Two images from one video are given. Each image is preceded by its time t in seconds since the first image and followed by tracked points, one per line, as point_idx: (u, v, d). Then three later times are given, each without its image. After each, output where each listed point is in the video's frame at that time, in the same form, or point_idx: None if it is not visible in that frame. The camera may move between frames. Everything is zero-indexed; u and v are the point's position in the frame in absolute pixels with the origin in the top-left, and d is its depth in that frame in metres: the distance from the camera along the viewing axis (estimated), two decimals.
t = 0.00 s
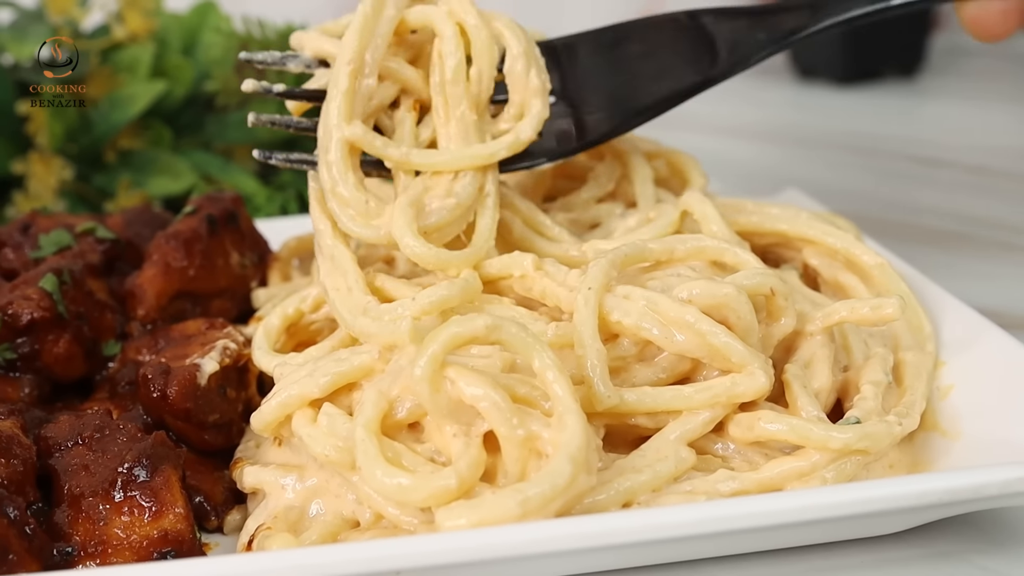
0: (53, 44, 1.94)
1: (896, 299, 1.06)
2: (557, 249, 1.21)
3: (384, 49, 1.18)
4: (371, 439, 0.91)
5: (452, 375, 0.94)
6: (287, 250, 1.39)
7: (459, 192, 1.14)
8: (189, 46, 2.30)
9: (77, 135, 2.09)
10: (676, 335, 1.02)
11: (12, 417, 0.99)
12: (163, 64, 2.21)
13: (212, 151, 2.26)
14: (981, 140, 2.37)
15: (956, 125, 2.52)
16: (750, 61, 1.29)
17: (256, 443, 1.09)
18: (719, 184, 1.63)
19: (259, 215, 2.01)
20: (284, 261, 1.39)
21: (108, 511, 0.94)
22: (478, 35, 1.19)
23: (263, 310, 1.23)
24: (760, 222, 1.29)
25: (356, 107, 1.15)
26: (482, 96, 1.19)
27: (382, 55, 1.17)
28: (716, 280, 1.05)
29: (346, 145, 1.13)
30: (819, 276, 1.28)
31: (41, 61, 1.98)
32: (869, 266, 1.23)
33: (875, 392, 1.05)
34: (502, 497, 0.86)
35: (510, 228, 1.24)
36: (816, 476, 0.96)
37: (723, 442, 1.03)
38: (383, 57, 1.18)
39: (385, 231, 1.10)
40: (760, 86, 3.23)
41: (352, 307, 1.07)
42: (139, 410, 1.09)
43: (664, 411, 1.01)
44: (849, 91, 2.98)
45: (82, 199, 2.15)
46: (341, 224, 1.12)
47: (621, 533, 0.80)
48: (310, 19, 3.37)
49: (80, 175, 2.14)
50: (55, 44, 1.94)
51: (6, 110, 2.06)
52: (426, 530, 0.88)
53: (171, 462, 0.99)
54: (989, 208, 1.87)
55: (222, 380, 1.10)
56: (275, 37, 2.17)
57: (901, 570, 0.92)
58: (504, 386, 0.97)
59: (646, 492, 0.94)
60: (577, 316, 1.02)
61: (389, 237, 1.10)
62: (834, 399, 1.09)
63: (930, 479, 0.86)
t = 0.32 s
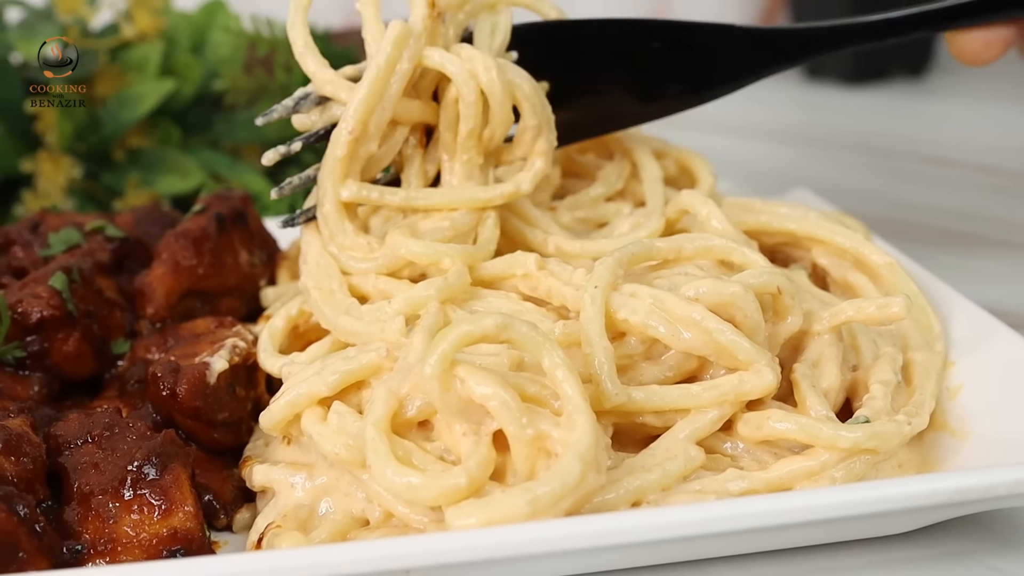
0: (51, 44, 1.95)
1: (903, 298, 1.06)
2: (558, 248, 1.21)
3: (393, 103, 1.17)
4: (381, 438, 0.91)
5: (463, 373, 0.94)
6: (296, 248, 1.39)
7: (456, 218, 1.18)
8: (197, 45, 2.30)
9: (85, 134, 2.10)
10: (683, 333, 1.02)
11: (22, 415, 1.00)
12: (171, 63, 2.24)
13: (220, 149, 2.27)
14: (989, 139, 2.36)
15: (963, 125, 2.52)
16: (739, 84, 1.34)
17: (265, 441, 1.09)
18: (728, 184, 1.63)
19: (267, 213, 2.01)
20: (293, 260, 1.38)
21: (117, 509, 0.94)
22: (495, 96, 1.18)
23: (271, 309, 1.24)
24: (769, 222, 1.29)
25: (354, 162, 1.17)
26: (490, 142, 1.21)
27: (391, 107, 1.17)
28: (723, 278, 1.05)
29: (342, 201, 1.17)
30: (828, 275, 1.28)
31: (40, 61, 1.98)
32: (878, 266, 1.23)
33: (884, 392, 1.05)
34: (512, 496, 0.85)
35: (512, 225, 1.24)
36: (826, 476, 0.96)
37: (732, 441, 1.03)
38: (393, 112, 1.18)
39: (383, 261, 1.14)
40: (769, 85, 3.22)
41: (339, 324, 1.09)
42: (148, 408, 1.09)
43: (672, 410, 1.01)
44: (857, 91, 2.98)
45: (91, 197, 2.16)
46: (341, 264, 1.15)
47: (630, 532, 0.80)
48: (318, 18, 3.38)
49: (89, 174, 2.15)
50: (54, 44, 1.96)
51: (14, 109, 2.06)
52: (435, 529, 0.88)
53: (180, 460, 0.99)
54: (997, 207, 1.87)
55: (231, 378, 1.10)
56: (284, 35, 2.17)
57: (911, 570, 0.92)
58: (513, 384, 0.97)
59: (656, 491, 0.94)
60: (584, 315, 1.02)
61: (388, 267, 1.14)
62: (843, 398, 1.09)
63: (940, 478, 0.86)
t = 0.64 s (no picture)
0: (51, 44, 2.02)
1: (903, 300, 1.06)
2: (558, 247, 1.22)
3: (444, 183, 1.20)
4: (387, 438, 0.91)
5: (468, 374, 0.94)
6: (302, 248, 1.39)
7: (469, 238, 1.22)
8: (202, 45, 2.32)
9: (91, 134, 2.10)
10: (689, 334, 1.02)
11: (28, 414, 1.00)
12: (176, 63, 2.25)
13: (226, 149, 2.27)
14: (996, 138, 2.36)
15: (970, 125, 2.52)
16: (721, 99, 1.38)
17: (270, 441, 1.09)
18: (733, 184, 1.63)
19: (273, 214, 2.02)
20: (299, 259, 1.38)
21: (123, 508, 0.94)
22: (553, 191, 1.25)
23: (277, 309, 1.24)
24: (774, 221, 1.29)
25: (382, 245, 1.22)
26: (520, 206, 1.29)
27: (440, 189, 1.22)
28: (729, 279, 1.05)
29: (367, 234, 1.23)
30: (834, 275, 1.28)
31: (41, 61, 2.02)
32: (884, 266, 1.23)
33: (890, 392, 1.05)
34: (517, 495, 0.85)
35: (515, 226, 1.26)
36: (832, 476, 0.96)
37: (737, 441, 1.03)
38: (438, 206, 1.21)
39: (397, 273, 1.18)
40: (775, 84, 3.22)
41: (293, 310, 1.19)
42: (154, 408, 1.09)
43: (678, 410, 1.01)
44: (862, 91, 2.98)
45: (96, 197, 2.16)
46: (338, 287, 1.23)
47: (634, 533, 0.80)
48: (322, 18, 3.38)
49: (95, 173, 2.16)
50: (54, 44, 2.03)
51: (20, 109, 2.07)
52: (441, 529, 0.88)
53: (186, 460, 0.99)
54: (1003, 207, 1.87)
55: (236, 378, 1.10)
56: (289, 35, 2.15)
57: (917, 570, 0.92)
58: (519, 385, 0.97)
59: (661, 491, 0.94)
60: (590, 316, 1.02)
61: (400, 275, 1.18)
62: (849, 398, 1.09)
63: (946, 478, 0.86)
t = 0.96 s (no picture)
0: (51, 44, 2.03)
1: (901, 304, 1.06)
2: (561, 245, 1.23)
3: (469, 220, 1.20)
4: (392, 437, 0.92)
5: (475, 375, 0.94)
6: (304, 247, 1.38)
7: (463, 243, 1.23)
8: (206, 46, 2.32)
9: (95, 134, 2.11)
10: (695, 334, 1.02)
11: (32, 414, 1.00)
12: (180, 64, 2.25)
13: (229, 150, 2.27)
14: (999, 139, 2.36)
15: (972, 125, 2.51)
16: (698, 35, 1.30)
17: (274, 441, 1.09)
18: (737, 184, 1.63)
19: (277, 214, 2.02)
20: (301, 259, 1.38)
21: (127, 509, 0.94)
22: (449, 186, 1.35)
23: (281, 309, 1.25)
24: (778, 222, 1.29)
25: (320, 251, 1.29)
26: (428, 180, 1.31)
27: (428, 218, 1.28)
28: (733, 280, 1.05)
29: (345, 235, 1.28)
30: (837, 276, 1.28)
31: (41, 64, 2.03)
32: (887, 266, 1.24)
33: (894, 392, 1.05)
34: (521, 495, 0.86)
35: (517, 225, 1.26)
36: (835, 476, 0.96)
37: (741, 441, 1.03)
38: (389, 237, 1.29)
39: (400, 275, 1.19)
40: (779, 84, 3.22)
41: (294, 313, 1.17)
42: (158, 408, 1.10)
43: (682, 411, 1.01)
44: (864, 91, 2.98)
45: (100, 198, 2.16)
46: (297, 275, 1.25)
47: (638, 533, 0.80)
48: (326, 18, 3.39)
49: (99, 174, 2.16)
50: (54, 44, 2.03)
51: (23, 109, 2.07)
52: (445, 529, 0.88)
53: (190, 460, 0.99)
54: (1007, 207, 1.87)
55: (240, 378, 1.10)
56: (293, 35, 2.17)
57: (921, 570, 0.92)
58: (525, 387, 0.97)
59: (665, 491, 0.94)
60: (595, 315, 1.02)
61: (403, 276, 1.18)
62: (852, 398, 1.09)
63: (950, 479, 0.86)
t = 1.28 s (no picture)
0: (52, 45, 2.03)
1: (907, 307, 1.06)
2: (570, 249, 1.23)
3: (514, 247, 1.15)
4: (394, 438, 0.92)
5: (480, 375, 0.95)
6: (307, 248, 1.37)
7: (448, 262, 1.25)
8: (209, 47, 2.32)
9: (98, 135, 2.11)
10: (698, 335, 1.02)
11: (34, 415, 1.00)
12: (182, 64, 2.25)
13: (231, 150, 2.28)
14: (1002, 139, 2.35)
15: (975, 125, 2.51)
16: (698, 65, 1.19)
17: (277, 441, 1.09)
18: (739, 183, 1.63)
19: (280, 214, 2.03)
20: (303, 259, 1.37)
21: (129, 509, 0.94)
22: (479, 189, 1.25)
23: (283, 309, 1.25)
24: (780, 223, 1.30)
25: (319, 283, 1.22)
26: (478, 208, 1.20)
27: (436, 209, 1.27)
28: (737, 281, 1.05)
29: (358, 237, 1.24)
30: (840, 276, 1.27)
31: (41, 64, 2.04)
32: (890, 266, 1.24)
33: (896, 393, 1.04)
34: (523, 495, 0.85)
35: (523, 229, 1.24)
36: (838, 477, 0.96)
37: (743, 442, 1.03)
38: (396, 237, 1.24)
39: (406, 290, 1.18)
40: (781, 85, 3.22)
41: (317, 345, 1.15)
42: (160, 409, 1.10)
43: (684, 413, 1.01)
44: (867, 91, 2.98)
45: (103, 199, 2.16)
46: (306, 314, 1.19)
47: (640, 533, 0.80)
48: (328, 19, 3.39)
49: (101, 175, 2.16)
50: (54, 44, 2.04)
51: (25, 110, 2.07)
52: (447, 530, 0.88)
53: (192, 461, 0.99)
54: (1009, 206, 1.87)
55: (242, 379, 1.10)
56: (294, 36, 2.19)
57: (924, 571, 0.91)
58: (528, 389, 0.97)
59: (667, 492, 0.94)
60: (597, 316, 1.02)
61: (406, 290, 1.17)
62: (855, 399, 1.09)
63: (952, 479, 0.86)
